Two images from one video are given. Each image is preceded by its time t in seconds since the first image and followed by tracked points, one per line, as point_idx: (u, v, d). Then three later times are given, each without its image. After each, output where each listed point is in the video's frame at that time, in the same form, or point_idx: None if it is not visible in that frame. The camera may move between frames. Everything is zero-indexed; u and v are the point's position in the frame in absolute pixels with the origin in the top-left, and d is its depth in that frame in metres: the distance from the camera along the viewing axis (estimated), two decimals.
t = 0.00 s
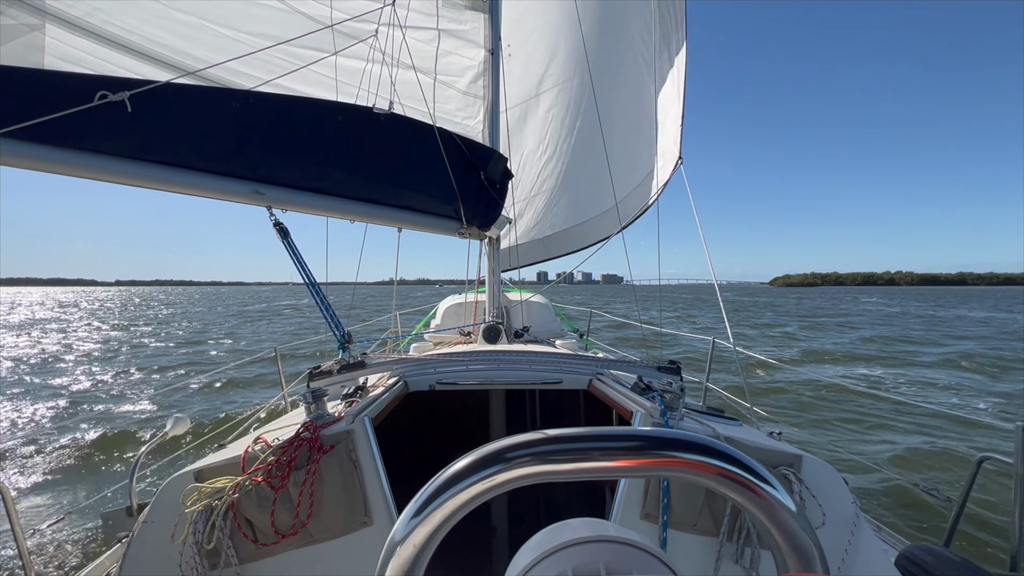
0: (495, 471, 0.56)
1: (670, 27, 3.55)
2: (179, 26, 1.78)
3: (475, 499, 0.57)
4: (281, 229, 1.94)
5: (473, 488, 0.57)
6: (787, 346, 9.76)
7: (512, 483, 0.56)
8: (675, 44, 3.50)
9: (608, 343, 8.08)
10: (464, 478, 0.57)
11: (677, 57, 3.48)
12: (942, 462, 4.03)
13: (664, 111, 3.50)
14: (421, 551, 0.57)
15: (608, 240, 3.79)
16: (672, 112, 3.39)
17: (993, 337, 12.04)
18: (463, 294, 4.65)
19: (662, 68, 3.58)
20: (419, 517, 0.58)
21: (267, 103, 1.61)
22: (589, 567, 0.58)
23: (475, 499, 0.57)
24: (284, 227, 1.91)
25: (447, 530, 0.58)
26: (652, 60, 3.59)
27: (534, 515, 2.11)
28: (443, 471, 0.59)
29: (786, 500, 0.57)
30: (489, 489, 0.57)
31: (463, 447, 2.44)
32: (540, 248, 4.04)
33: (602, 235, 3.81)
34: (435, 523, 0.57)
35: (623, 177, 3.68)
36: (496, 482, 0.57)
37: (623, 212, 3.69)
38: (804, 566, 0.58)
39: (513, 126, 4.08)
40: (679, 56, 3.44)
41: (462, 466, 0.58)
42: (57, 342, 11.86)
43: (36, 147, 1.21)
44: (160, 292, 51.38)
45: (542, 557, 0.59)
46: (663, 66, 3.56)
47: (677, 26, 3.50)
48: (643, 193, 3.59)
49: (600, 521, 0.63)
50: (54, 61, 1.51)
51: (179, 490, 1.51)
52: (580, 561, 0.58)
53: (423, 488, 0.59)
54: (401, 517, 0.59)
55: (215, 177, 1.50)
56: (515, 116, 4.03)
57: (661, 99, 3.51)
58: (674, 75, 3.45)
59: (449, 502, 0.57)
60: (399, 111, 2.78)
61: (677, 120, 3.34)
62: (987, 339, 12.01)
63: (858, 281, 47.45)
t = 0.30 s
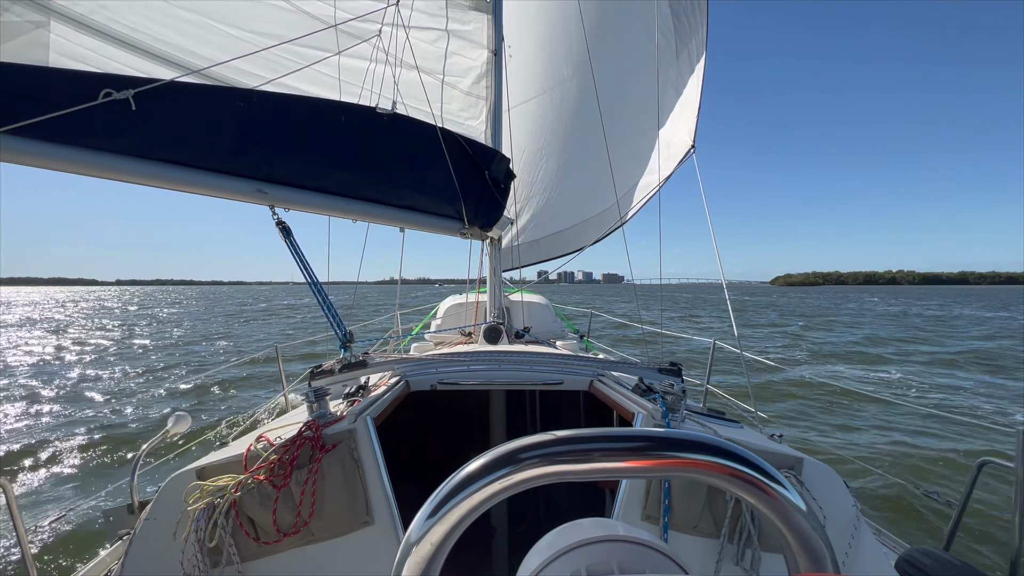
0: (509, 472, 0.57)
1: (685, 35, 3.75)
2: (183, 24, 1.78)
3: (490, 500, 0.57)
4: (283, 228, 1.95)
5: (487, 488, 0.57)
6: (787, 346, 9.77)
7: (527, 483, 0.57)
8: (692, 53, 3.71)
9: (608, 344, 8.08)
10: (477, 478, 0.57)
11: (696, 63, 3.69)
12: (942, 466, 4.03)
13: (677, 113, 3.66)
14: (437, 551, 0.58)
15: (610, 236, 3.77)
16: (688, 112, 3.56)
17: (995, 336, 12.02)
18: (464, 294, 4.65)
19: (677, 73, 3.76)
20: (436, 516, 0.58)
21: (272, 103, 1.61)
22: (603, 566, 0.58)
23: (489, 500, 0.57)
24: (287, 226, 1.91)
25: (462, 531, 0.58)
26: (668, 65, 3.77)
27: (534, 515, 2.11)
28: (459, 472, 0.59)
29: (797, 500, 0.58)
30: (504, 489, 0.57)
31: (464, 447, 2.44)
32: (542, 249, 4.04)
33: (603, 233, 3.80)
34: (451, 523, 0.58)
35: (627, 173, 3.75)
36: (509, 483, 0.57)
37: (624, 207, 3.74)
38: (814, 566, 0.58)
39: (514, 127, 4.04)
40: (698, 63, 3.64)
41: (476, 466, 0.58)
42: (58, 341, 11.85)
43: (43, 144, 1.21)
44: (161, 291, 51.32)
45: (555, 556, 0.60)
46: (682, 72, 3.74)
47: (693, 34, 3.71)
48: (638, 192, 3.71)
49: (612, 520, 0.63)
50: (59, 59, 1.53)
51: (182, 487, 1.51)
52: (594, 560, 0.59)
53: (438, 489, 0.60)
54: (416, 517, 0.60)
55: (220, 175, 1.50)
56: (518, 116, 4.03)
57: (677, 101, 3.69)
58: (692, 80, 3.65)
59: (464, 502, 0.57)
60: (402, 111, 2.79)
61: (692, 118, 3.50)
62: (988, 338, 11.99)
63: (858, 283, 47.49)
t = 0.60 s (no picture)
0: (511, 473, 0.56)
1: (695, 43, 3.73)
2: (185, 21, 1.78)
3: (491, 502, 0.56)
4: (284, 227, 1.94)
5: (489, 490, 0.56)
6: (787, 346, 9.76)
7: (528, 485, 0.56)
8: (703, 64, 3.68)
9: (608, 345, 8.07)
10: (478, 480, 0.57)
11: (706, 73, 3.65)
12: (942, 470, 4.02)
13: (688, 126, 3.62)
14: (439, 551, 0.57)
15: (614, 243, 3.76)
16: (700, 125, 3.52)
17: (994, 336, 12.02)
18: (464, 293, 4.65)
19: (687, 83, 3.73)
20: (437, 517, 0.57)
21: (273, 100, 1.61)
22: (605, 569, 0.58)
23: (490, 502, 0.57)
24: (287, 224, 1.91)
25: (464, 533, 0.58)
26: (677, 73, 3.75)
27: (532, 517, 2.11)
28: (459, 472, 0.58)
29: (803, 504, 0.57)
30: (506, 492, 0.56)
31: (462, 447, 2.44)
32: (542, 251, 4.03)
33: (607, 239, 3.80)
34: (452, 525, 0.57)
35: (633, 182, 3.74)
36: (512, 484, 0.56)
37: (629, 216, 3.72)
38: (819, 571, 0.58)
39: (517, 127, 4.05)
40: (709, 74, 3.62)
41: (477, 468, 0.57)
42: (58, 340, 11.84)
43: (43, 140, 1.21)
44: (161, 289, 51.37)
45: (557, 559, 0.59)
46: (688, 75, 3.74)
47: (704, 43, 3.68)
48: (648, 204, 3.70)
49: (615, 523, 0.62)
50: (60, 54, 1.53)
51: (179, 486, 1.50)
52: (597, 564, 0.58)
53: (437, 490, 0.59)
54: (416, 519, 0.59)
55: (221, 172, 1.50)
56: (520, 115, 4.02)
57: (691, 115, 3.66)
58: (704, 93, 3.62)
59: (465, 504, 0.57)
60: (404, 110, 2.79)
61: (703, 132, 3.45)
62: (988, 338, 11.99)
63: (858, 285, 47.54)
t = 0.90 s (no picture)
0: (511, 475, 0.56)
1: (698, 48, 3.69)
2: (187, 18, 1.78)
3: (490, 504, 0.56)
4: (285, 225, 1.94)
5: (490, 492, 0.56)
6: (787, 346, 9.75)
7: (528, 487, 0.56)
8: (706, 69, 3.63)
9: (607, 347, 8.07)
10: (478, 482, 0.57)
11: (710, 78, 3.60)
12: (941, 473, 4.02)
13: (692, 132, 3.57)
14: (438, 553, 0.57)
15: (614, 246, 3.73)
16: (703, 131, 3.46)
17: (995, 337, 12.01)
18: (464, 293, 4.65)
19: (690, 88, 3.68)
20: (435, 519, 0.57)
21: (275, 99, 1.61)
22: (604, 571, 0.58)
23: (489, 504, 0.56)
24: (288, 222, 1.91)
25: (463, 534, 0.58)
26: (680, 76, 3.70)
27: (530, 517, 2.12)
28: (459, 474, 0.58)
29: (804, 507, 0.57)
30: (505, 494, 0.56)
31: (461, 447, 2.44)
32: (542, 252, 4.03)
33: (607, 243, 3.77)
34: (451, 527, 0.57)
35: (634, 186, 3.70)
36: (512, 486, 0.56)
37: (629, 220, 3.68)
38: (819, 573, 0.57)
39: (518, 128, 4.07)
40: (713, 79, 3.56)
41: (476, 469, 0.57)
42: (56, 339, 11.81)
43: (43, 136, 1.21)
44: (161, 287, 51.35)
45: (556, 562, 0.59)
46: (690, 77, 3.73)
47: (708, 48, 3.64)
48: (649, 209, 3.64)
49: (614, 525, 0.62)
50: (62, 50, 1.52)
51: (177, 484, 1.50)
52: (595, 566, 0.58)
53: (437, 491, 0.59)
54: (415, 521, 0.59)
55: (221, 170, 1.50)
56: (521, 115, 4.03)
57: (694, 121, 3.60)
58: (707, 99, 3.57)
59: (464, 506, 0.56)
60: (405, 109, 2.79)
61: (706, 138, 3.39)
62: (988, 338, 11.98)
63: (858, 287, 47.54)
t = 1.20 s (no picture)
0: (507, 476, 0.56)
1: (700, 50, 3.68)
2: (188, 16, 1.78)
3: (486, 504, 0.56)
4: (284, 223, 1.94)
5: (485, 492, 0.56)
6: (787, 347, 9.74)
7: (524, 487, 0.56)
8: (708, 71, 3.61)
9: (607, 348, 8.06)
10: (473, 482, 0.56)
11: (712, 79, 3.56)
12: (940, 475, 4.02)
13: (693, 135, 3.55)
14: (433, 553, 0.57)
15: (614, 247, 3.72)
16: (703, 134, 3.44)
17: (996, 337, 12.00)
18: (464, 293, 4.65)
19: (691, 90, 3.67)
20: (430, 519, 0.57)
21: (275, 97, 1.60)
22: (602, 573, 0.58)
23: (485, 504, 0.56)
24: (288, 221, 1.91)
25: (458, 534, 0.58)
26: (681, 79, 3.69)
27: (528, 518, 2.12)
28: (455, 474, 0.58)
29: (802, 509, 0.57)
30: (501, 494, 0.56)
31: (460, 447, 2.44)
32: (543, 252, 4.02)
33: (607, 244, 3.76)
34: (446, 527, 0.57)
35: (634, 189, 3.69)
36: (508, 487, 0.56)
37: (630, 222, 3.67)
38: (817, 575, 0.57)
39: (518, 128, 4.07)
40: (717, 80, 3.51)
41: (471, 470, 0.57)
42: (55, 339, 11.80)
43: (43, 132, 1.21)
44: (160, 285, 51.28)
45: (553, 561, 0.59)
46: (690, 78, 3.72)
47: (709, 49, 3.63)
48: (648, 211, 3.63)
49: (613, 526, 0.62)
50: (62, 47, 1.52)
51: (176, 482, 1.50)
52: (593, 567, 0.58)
53: (432, 491, 0.59)
54: (410, 520, 0.59)
55: (221, 167, 1.50)
56: (521, 116, 4.03)
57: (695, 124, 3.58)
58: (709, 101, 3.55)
59: (459, 506, 0.56)
60: (406, 108, 2.79)
61: (707, 142, 3.38)
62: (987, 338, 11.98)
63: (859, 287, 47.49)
